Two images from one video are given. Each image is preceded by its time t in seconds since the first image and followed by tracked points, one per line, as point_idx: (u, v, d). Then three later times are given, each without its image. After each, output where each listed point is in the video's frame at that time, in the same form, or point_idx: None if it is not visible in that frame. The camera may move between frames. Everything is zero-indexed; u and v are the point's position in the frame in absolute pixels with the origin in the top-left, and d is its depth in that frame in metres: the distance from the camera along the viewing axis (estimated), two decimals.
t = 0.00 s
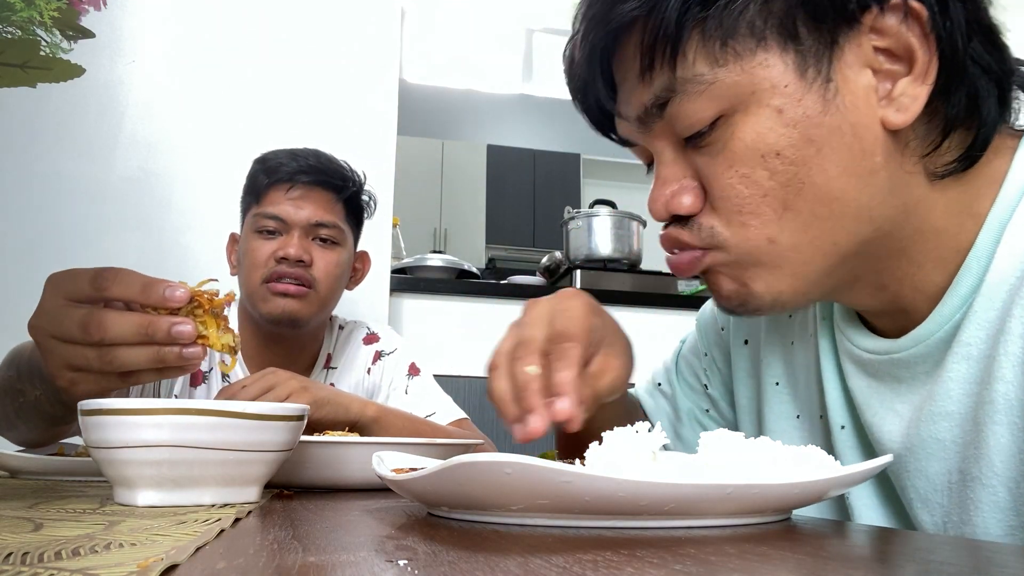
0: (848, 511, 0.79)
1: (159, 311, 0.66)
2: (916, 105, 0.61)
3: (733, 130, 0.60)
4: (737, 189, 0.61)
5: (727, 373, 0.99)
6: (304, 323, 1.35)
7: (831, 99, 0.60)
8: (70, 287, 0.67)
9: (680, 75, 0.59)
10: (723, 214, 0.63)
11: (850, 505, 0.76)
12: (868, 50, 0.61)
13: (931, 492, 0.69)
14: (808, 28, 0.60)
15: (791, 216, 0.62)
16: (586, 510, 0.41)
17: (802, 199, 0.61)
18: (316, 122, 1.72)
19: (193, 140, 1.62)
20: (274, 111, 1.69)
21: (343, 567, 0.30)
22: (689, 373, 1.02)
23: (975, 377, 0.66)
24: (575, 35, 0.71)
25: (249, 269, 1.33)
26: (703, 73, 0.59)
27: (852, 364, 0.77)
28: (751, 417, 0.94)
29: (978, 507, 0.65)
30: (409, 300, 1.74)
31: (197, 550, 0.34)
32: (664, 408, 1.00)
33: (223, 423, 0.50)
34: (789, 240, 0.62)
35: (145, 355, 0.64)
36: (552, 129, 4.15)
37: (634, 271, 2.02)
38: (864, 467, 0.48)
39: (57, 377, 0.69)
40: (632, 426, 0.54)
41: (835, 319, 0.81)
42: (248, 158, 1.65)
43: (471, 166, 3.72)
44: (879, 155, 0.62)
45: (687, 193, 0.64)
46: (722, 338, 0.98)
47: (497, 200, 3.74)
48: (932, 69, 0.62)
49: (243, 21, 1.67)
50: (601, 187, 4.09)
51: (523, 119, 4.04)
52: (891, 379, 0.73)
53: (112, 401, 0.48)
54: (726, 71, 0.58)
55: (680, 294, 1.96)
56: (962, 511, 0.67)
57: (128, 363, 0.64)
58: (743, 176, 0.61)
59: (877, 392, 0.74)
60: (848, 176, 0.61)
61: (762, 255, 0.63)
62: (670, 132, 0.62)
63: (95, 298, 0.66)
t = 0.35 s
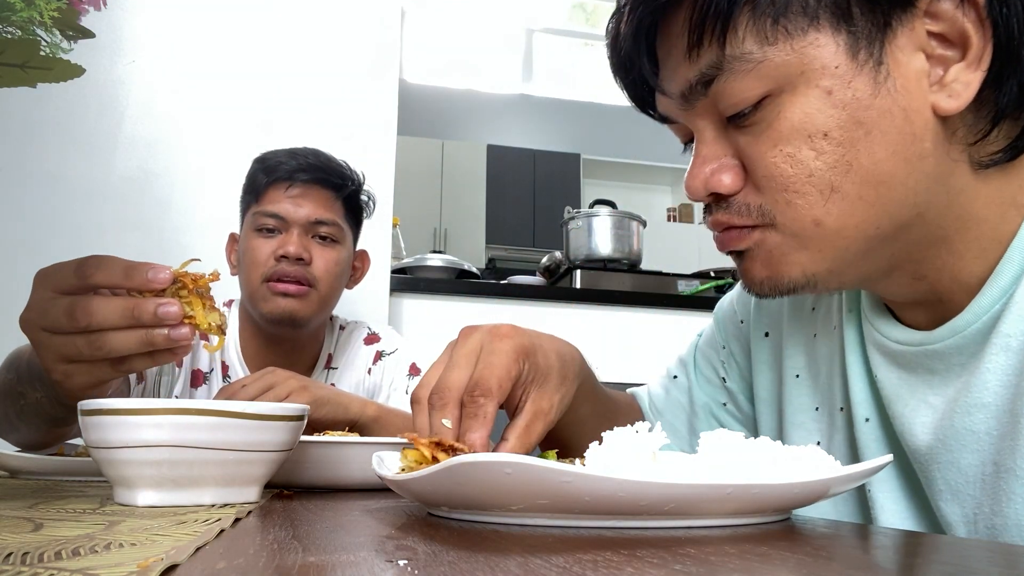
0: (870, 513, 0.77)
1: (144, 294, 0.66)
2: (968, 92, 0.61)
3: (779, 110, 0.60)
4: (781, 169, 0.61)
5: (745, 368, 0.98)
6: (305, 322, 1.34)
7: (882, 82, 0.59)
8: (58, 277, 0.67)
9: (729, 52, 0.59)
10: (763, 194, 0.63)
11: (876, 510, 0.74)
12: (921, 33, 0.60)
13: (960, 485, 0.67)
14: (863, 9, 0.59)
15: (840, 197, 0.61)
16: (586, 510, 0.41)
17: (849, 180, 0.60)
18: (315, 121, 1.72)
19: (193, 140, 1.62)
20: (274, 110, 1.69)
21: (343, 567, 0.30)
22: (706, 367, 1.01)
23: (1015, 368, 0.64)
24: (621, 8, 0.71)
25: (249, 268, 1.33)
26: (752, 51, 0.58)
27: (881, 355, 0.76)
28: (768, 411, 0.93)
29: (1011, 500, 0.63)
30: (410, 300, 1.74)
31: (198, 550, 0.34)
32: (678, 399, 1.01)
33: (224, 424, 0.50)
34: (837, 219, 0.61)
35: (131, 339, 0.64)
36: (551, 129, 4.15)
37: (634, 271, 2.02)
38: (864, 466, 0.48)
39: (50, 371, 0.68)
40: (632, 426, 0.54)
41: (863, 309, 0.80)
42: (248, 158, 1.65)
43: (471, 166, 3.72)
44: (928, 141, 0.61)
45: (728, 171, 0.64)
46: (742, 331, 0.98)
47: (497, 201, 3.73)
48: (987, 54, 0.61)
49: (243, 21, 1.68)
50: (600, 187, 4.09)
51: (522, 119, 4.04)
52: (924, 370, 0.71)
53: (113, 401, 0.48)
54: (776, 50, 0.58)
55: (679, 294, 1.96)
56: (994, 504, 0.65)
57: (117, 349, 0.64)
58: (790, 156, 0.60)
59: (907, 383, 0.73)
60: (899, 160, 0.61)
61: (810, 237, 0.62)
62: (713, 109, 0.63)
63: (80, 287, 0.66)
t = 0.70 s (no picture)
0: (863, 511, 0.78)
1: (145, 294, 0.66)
2: (962, 98, 0.61)
3: (770, 121, 0.60)
4: (775, 180, 0.61)
5: (737, 374, 0.98)
6: (307, 320, 1.34)
7: (873, 91, 0.60)
8: (56, 276, 0.67)
9: (717, 65, 0.59)
10: (763, 202, 0.63)
11: (867, 506, 0.75)
12: (912, 41, 0.61)
13: (955, 492, 0.68)
14: (853, 18, 0.60)
15: (837, 205, 0.61)
16: (586, 510, 0.41)
17: (845, 188, 0.61)
18: (315, 121, 1.72)
19: (193, 139, 1.62)
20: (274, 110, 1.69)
21: (343, 567, 0.30)
22: (699, 375, 1.01)
23: (1006, 375, 0.64)
24: (606, 19, 0.70)
25: (251, 266, 1.33)
26: (741, 63, 0.58)
27: (874, 361, 0.76)
28: (761, 418, 0.93)
29: (1006, 507, 0.64)
30: (410, 300, 1.74)
31: (197, 549, 0.34)
32: (670, 407, 1.01)
33: (224, 423, 0.50)
34: (835, 226, 0.62)
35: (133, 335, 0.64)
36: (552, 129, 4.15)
37: (634, 271, 2.02)
38: (864, 467, 0.48)
39: (50, 368, 0.68)
40: (632, 426, 0.54)
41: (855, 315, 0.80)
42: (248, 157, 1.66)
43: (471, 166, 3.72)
44: (923, 149, 0.62)
45: (718, 181, 0.64)
46: (734, 339, 0.98)
47: (498, 200, 3.73)
48: (981, 59, 0.62)
49: (243, 20, 1.68)
50: (600, 187, 4.10)
51: (522, 119, 4.04)
52: (917, 376, 0.72)
53: (113, 401, 0.48)
54: (765, 62, 0.58)
55: (679, 294, 1.96)
56: (988, 511, 0.66)
57: (117, 346, 0.64)
58: (781, 166, 0.60)
59: (900, 390, 0.73)
60: (893, 168, 0.61)
61: (814, 241, 0.62)
62: (702, 121, 0.62)
63: (80, 284, 0.66)
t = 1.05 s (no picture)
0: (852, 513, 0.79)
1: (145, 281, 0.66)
2: (934, 117, 0.62)
3: (744, 141, 0.59)
4: (748, 203, 0.61)
5: (726, 374, 0.98)
6: (309, 325, 1.35)
7: (846, 112, 0.60)
8: (56, 261, 0.65)
9: (691, 84, 0.58)
10: (729, 226, 0.62)
11: (855, 503, 0.76)
12: (886, 58, 0.60)
13: (938, 499, 0.69)
14: (827, 36, 0.59)
15: (806, 231, 0.62)
16: (584, 510, 0.41)
17: (817, 211, 0.61)
18: (316, 121, 1.72)
19: (193, 139, 1.62)
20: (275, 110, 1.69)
21: (343, 567, 0.30)
22: (689, 376, 1.01)
23: (984, 384, 0.66)
24: (578, 31, 0.70)
25: (252, 267, 1.32)
26: (714, 83, 0.58)
27: (858, 366, 0.76)
28: (751, 421, 0.93)
29: (987, 514, 0.65)
30: (410, 300, 1.74)
31: (198, 549, 0.34)
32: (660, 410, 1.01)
33: (223, 423, 0.50)
34: (804, 251, 0.62)
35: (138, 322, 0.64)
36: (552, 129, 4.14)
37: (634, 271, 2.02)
38: (864, 467, 0.48)
39: (51, 353, 0.68)
40: (632, 426, 0.53)
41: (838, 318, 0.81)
42: (248, 157, 1.66)
43: (471, 166, 3.72)
44: (893, 167, 0.62)
45: (691, 199, 0.62)
46: (722, 340, 0.98)
47: (497, 201, 3.73)
48: (954, 76, 0.62)
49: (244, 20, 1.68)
50: (601, 187, 4.09)
51: (523, 119, 4.04)
52: (899, 383, 0.72)
53: (112, 401, 0.48)
54: (740, 82, 0.58)
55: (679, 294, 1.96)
56: (970, 518, 0.67)
57: (118, 332, 0.65)
58: (755, 189, 0.60)
59: (884, 397, 0.73)
60: (863, 189, 0.62)
61: (777, 267, 0.62)
62: (677, 138, 0.61)
63: (82, 271, 0.65)
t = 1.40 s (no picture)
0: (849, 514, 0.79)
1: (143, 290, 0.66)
2: (916, 136, 0.61)
3: (724, 158, 0.59)
4: (726, 217, 0.61)
5: (723, 377, 0.98)
6: (308, 328, 1.34)
7: (827, 132, 0.59)
8: (57, 265, 0.65)
9: (672, 103, 0.58)
10: (708, 235, 0.63)
11: (852, 505, 0.77)
12: (868, 76, 0.60)
13: (934, 503, 0.69)
14: (807, 57, 0.58)
15: (783, 244, 0.61)
16: (584, 511, 0.41)
17: (793, 229, 0.61)
18: (316, 121, 1.72)
19: (193, 139, 1.62)
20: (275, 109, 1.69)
21: (343, 567, 0.30)
22: (685, 377, 1.01)
23: (980, 390, 0.65)
24: (566, 36, 0.69)
25: (252, 274, 1.33)
26: (694, 102, 0.58)
27: (855, 370, 0.76)
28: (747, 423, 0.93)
29: (982, 520, 0.65)
30: (410, 300, 1.74)
31: (197, 549, 0.34)
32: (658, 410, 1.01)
33: (223, 423, 0.50)
34: (781, 263, 0.62)
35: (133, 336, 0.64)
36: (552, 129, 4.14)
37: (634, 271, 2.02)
38: (864, 467, 0.48)
39: (46, 357, 0.68)
40: (633, 426, 0.54)
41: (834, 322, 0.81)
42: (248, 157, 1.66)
43: (471, 166, 3.72)
44: (875, 185, 0.62)
45: (677, 207, 0.63)
46: (720, 343, 0.97)
47: (497, 201, 3.73)
48: (937, 95, 0.62)
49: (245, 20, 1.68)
50: (601, 187, 4.09)
51: (523, 119, 4.04)
52: (896, 388, 0.73)
53: (112, 401, 0.48)
54: (719, 102, 0.57)
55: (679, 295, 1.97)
56: (965, 524, 0.67)
57: (114, 340, 0.65)
58: (733, 205, 0.60)
59: (881, 401, 0.74)
60: (844, 208, 0.61)
61: (754, 275, 0.63)
62: (661, 153, 0.62)
63: (82, 277, 0.65)
